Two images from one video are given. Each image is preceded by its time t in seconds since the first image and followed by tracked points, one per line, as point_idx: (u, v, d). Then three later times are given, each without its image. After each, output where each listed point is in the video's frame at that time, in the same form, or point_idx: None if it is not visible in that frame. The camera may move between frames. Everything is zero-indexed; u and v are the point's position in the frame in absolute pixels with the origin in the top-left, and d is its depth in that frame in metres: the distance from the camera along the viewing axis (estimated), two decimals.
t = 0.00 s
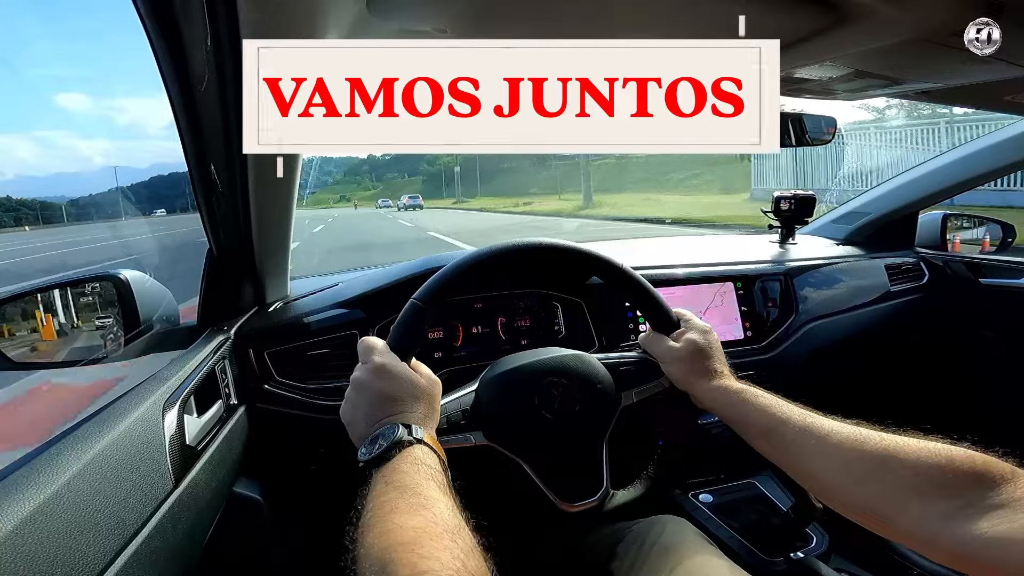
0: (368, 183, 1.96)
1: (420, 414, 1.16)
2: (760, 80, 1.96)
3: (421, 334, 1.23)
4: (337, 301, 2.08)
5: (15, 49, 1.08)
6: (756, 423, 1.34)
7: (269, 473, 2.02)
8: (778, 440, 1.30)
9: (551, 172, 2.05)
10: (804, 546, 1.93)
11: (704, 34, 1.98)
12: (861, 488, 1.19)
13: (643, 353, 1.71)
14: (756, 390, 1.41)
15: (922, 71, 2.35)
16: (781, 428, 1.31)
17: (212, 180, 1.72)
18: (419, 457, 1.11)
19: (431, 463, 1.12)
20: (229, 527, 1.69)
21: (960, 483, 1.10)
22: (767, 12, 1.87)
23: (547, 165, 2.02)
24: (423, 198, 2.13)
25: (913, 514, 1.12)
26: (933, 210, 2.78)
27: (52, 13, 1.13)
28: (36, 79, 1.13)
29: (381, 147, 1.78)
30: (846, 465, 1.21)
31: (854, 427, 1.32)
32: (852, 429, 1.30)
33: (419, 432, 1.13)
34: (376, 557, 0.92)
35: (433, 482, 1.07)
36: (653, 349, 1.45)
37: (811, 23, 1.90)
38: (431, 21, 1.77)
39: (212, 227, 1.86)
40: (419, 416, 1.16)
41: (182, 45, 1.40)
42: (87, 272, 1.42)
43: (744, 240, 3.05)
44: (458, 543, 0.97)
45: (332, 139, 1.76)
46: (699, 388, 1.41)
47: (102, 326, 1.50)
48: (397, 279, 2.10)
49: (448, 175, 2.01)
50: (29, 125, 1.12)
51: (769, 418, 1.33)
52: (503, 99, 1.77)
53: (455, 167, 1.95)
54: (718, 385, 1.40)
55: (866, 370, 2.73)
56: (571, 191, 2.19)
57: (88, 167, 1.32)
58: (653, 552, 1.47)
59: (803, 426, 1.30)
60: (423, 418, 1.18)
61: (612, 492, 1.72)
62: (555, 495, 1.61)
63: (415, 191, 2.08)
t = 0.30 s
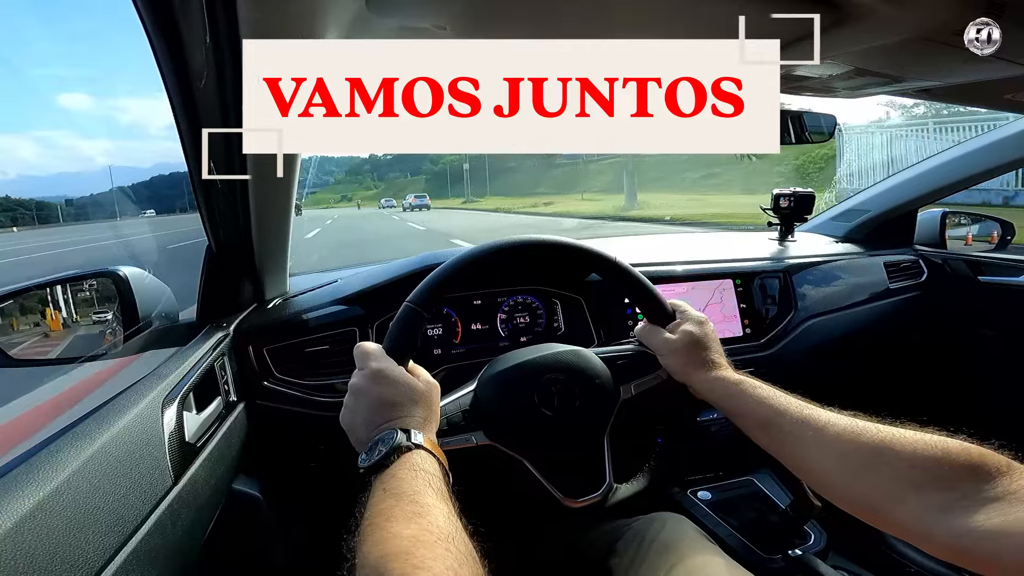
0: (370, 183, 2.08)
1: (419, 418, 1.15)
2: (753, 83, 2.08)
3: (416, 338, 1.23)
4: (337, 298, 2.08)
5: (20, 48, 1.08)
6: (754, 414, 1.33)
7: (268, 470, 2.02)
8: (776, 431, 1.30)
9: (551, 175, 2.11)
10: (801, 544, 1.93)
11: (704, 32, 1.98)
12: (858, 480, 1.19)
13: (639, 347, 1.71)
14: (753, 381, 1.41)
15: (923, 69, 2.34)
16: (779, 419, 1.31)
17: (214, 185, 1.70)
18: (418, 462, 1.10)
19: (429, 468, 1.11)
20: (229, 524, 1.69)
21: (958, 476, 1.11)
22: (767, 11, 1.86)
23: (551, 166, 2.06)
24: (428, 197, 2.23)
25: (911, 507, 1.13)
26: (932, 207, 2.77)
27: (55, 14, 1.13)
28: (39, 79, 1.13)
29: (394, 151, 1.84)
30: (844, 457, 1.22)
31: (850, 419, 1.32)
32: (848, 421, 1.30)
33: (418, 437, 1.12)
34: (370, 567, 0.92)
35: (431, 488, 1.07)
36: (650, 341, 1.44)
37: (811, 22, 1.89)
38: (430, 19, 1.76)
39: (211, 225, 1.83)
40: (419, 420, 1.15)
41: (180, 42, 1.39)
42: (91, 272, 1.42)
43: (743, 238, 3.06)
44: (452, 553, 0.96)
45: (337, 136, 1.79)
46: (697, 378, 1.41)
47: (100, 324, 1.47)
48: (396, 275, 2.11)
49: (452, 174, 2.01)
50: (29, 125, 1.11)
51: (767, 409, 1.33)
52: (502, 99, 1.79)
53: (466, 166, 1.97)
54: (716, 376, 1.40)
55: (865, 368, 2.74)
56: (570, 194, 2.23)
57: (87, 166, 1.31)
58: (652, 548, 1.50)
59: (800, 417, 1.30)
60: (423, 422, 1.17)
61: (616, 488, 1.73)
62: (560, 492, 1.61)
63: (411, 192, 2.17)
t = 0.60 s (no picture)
0: (371, 183, 2.04)
1: (418, 422, 1.14)
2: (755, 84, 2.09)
3: (415, 341, 1.23)
4: (335, 299, 2.09)
5: (24, 45, 1.08)
6: (752, 412, 1.34)
7: (266, 471, 2.01)
8: (774, 429, 1.31)
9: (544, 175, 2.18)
10: (801, 544, 1.93)
11: (703, 33, 1.98)
12: (855, 477, 1.19)
13: (638, 347, 1.71)
14: (751, 379, 1.41)
15: (921, 70, 2.35)
16: (776, 417, 1.31)
17: (214, 187, 1.72)
18: (417, 468, 1.07)
19: (431, 474, 1.09)
20: (227, 525, 1.69)
21: (955, 473, 1.11)
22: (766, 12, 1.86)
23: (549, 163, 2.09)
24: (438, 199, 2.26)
25: (908, 504, 1.12)
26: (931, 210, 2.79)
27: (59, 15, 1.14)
28: (42, 79, 1.13)
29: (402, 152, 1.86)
30: (840, 454, 1.22)
31: (848, 417, 1.32)
32: (846, 418, 1.30)
33: (417, 442, 1.10)
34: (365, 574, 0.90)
35: (430, 494, 1.05)
36: (648, 339, 1.45)
37: (810, 23, 1.89)
38: (429, 20, 1.76)
39: (212, 228, 1.85)
40: (417, 425, 1.14)
41: (180, 44, 1.39)
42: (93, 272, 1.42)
43: (741, 239, 3.06)
44: (450, 560, 0.94)
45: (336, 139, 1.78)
46: (695, 377, 1.41)
47: (98, 324, 1.46)
48: (393, 277, 2.10)
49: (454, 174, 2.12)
50: (31, 125, 1.11)
51: (765, 407, 1.33)
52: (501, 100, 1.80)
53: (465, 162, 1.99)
54: (714, 373, 1.40)
55: (863, 369, 2.74)
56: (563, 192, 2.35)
57: (89, 167, 1.32)
58: (651, 548, 1.51)
59: (798, 415, 1.31)
60: (422, 428, 1.16)
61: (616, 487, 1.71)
62: (564, 493, 1.61)
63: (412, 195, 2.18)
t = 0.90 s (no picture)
0: (373, 181, 1.97)
1: (416, 426, 1.13)
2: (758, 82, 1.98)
3: (409, 344, 1.21)
4: (332, 298, 2.08)
5: (24, 44, 1.08)
6: (747, 405, 1.34)
7: (264, 470, 2.01)
8: (770, 423, 1.31)
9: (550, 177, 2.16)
10: (799, 543, 1.93)
11: (701, 31, 1.97)
12: (850, 469, 1.19)
13: (634, 343, 1.71)
14: (747, 372, 1.41)
15: (919, 69, 2.35)
16: (772, 410, 1.32)
17: (211, 183, 1.73)
18: (416, 472, 1.07)
19: (429, 478, 1.08)
20: (224, 524, 1.68)
21: (951, 465, 1.11)
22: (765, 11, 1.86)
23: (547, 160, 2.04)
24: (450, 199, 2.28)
25: (903, 496, 1.12)
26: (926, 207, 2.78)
27: (58, 14, 1.13)
28: (43, 79, 1.13)
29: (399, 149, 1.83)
30: (836, 447, 1.22)
31: (843, 409, 1.32)
32: (841, 410, 1.31)
33: (416, 446, 1.10)
34: None
35: (428, 498, 1.04)
36: (643, 334, 1.45)
37: (809, 22, 1.89)
38: (426, 19, 1.75)
39: (208, 226, 1.86)
40: (416, 429, 1.13)
41: (176, 41, 1.39)
42: (93, 271, 1.41)
43: (738, 237, 3.07)
44: (446, 567, 0.93)
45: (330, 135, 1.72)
46: (691, 371, 1.41)
47: (94, 322, 1.45)
48: (390, 275, 2.11)
49: (460, 172, 2.11)
50: (31, 125, 1.10)
51: (760, 400, 1.33)
52: (500, 98, 1.79)
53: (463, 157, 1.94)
54: (710, 367, 1.40)
55: (860, 368, 2.75)
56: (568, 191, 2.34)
57: (88, 167, 1.31)
58: (649, 547, 1.51)
59: (794, 408, 1.31)
60: (420, 430, 1.15)
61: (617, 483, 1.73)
62: (565, 492, 1.61)
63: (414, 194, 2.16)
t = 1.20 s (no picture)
0: (376, 181, 1.86)
1: (414, 429, 1.12)
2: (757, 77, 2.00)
3: (406, 346, 1.21)
4: (330, 298, 2.08)
5: (26, 50, 1.08)
6: (743, 403, 1.34)
7: (261, 471, 2.00)
8: (768, 421, 1.31)
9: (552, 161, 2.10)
10: (795, 543, 1.93)
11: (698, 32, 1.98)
12: (846, 467, 1.19)
13: (631, 343, 1.72)
14: (743, 371, 1.42)
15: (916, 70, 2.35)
16: (767, 408, 1.32)
17: (206, 180, 1.74)
18: (413, 475, 1.06)
19: (427, 482, 1.08)
20: (220, 525, 1.68)
21: (946, 463, 1.11)
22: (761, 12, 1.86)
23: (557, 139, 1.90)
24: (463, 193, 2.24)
25: (897, 493, 1.13)
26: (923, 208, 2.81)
27: (62, 14, 1.14)
28: (46, 79, 1.14)
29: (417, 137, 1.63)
30: (831, 444, 1.22)
31: (839, 406, 1.33)
32: (837, 408, 1.31)
33: (414, 449, 1.09)
34: None
35: (425, 501, 1.04)
36: (640, 333, 1.45)
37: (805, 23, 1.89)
38: (426, 17, 1.63)
39: (205, 227, 1.87)
40: (414, 432, 1.12)
41: (172, 39, 1.38)
42: (87, 271, 1.39)
43: (736, 238, 3.09)
44: (443, 570, 0.93)
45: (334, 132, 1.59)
46: (689, 371, 1.42)
47: (92, 322, 1.42)
48: (388, 276, 2.11)
49: (466, 173, 2.07)
50: (34, 126, 1.11)
51: (756, 398, 1.34)
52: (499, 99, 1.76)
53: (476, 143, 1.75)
54: (706, 365, 1.40)
55: (857, 368, 2.76)
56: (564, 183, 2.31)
57: (84, 168, 1.30)
58: (646, 548, 1.52)
59: (790, 405, 1.31)
60: (419, 433, 1.14)
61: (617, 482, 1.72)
62: (564, 492, 1.60)
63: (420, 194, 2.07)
